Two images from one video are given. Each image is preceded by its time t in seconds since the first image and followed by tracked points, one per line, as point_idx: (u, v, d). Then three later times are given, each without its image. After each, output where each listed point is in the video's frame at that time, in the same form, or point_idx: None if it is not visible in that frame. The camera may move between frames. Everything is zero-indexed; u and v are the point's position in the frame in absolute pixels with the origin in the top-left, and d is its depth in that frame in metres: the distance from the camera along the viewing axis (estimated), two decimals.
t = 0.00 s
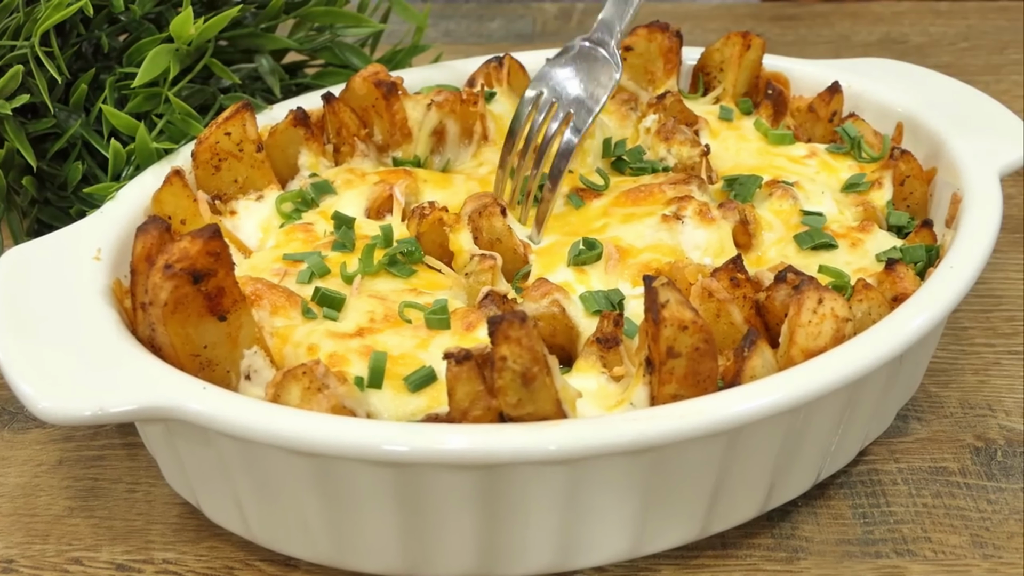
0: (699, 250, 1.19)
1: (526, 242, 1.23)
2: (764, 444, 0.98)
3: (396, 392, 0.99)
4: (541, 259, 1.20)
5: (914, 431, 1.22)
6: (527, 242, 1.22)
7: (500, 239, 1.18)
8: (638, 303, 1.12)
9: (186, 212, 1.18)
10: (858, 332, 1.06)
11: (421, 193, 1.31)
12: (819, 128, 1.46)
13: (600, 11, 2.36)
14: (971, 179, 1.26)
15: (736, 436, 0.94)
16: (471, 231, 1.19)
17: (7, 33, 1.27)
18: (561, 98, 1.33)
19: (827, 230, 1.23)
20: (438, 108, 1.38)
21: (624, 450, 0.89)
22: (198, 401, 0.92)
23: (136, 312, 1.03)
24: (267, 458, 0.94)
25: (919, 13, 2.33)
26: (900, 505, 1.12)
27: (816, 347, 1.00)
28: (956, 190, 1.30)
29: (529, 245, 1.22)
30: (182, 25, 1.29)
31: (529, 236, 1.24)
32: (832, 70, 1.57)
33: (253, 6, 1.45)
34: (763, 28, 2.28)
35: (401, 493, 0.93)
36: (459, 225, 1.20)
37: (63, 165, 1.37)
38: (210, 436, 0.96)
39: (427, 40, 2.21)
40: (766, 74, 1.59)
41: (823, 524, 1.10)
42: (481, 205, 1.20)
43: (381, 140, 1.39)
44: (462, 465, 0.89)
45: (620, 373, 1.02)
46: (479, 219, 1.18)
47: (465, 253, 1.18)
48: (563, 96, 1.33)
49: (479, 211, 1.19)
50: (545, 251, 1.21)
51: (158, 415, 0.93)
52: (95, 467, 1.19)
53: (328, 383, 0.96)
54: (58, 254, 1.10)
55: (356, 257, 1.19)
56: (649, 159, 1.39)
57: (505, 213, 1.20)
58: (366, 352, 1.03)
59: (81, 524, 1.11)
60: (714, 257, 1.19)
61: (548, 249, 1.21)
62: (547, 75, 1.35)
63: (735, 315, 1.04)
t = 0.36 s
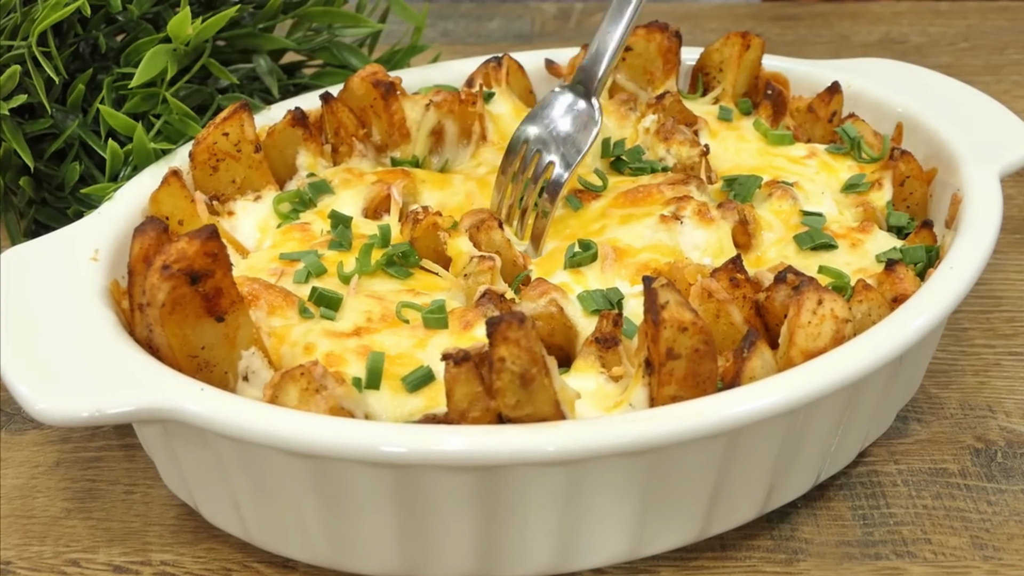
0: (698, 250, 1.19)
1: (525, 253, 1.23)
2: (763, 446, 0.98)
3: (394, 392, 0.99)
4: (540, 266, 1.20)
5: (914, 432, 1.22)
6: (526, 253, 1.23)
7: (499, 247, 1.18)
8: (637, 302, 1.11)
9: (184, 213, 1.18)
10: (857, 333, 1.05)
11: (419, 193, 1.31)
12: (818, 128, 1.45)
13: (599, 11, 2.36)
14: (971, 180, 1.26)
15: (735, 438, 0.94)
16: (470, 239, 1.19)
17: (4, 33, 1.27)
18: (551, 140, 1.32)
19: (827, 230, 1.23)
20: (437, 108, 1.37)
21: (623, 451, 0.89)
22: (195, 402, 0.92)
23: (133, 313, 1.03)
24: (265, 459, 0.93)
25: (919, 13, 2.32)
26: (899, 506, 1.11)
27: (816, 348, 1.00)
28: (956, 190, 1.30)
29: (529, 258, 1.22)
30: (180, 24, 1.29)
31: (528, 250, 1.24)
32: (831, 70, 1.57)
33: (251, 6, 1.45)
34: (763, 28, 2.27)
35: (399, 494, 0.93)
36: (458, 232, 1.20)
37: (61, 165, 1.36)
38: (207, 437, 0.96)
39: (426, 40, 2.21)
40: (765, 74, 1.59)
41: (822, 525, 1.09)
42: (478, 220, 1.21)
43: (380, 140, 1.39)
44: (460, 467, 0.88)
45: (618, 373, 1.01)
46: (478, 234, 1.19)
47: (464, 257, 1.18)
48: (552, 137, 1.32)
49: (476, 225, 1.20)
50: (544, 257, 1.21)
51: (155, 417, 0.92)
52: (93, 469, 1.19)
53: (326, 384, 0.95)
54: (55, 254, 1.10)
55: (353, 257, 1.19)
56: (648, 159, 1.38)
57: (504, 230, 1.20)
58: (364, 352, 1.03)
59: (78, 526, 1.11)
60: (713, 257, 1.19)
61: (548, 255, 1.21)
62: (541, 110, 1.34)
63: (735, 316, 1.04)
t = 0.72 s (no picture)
0: (698, 250, 1.19)
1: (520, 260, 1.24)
2: (762, 447, 0.97)
3: (392, 393, 0.99)
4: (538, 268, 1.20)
5: (914, 434, 1.22)
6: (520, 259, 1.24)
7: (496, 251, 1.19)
8: (636, 301, 1.11)
9: (181, 214, 1.18)
10: (857, 334, 1.05)
11: (416, 194, 1.31)
12: (817, 129, 1.45)
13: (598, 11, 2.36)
14: (971, 181, 1.25)
15: (734, 439, 0.94)
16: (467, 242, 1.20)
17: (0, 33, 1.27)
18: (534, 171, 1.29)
19: (826, 231, 1.22)
20: (435, 108, 1.37)
21: (621, 452, 0.88)
22: (192, 403, 0.91)
23: (131, 313, 1.03)
24: (262, 460, 0.93)
25: (919, 13, 2.32)
26: (899, 508, 1.11)
27: (815, 348, 1.00)
28: (956, 191, 1.29)
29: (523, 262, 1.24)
30: (177, 25, 1.28)
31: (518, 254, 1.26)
32: (829, 70, 1.57)
33: (249, 5, 1.44)
34: (762, 28, 2.27)
35: (397, 496, 0.93)
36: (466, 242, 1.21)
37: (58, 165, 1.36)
38: (204, 438, 0.95)
39: (424, 40, 2.21)
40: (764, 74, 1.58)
41: (821, 527, 1.09)
42: (474, 231, 1.22)
43: (378, 140, 1.39)
44: (458, 468, 0.88)
45: (617, 374, 1.01)
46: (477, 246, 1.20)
47: (462, 260, 1.19)
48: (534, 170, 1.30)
49: (474, 237, 1.21)
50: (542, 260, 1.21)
51: (153, 418, 0.92)
52: (90, 470, 1.18)
53: (324, 385, 0.95)
54: (52, 255, 1.09)
55: (350, 256, 1.19)
56: (647, 159, 1.38)
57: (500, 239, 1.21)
58: (361, 352, 1.02)
59: (75, 528, 1.11)
60: (712, 258, 1.19)
61: (547, 258, 1.21)
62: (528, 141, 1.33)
63: (733, 316, 1.04)
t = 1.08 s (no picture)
0: (698, 250, 1.18)
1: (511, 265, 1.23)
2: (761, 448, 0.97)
3: (390, 394, 0.98)
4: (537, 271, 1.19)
5: (913, 435, 1.21)
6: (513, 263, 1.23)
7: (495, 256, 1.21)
8: (634, 303, 1.11)
9: (179, 214, 1.17)
10: (857, 335, 1.05)
11: (413, 194, 1.30)
12: (817, 129, 1.45)
13: (597, 11, 2.35)
14: (971, 181, 1.25)
15: (733, 440, 0.93)
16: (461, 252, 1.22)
17: None
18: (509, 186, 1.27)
19: (826, 231, 1.22)
20: (433, 107, 1.37)
21: (620, 453, 0.88)
22: (190, 404, 0.91)
23: (128, 314, 1.02)
24: (260, 461, 0.93)
25: (919, 13, 2.32)
26: (899, 509, 1.11)
27: (815, 350, 0.99)
28: (955, 190, 1.29)
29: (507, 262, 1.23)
30: (174, 24, 1.28)
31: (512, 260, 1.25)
32: (828, 70, 1.56)
33: (246, 5, 1.43)
34: (761, 28, 2.27)
35: (395, 497, 0.92)
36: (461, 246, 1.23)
37: (56, 166, 1.36)
38: (202, 440, 0.95)
39: (421, 40, 2.20)
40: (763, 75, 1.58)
41: (820, 528, 1.09)
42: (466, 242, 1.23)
43: (375, 140, 1.38)
44: (457, 469, 0.88)
45: (616, 375, 1.00)
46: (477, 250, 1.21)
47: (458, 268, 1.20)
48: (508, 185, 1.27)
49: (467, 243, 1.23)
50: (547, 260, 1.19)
51: (150, 419, 0.92)
52: (87, 471, 1.18)
53: (322, 386, 0.95)
54: (49, 255, 1.09)
55: (349, 257, 1.19)
56: (646, 159, 1.37)
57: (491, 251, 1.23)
58: (360, 353, 1.02)
59: (73, 529, 1.10)
60: (712, 258, 1.19)
61: (546, 258, 1.20)
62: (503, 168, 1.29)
63: (732, 317, 1.03)
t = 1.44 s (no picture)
0: (701, 250, 1.18)
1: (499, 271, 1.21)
2: (760, 449, 0.97)
3: (389, 395, 0.98)
4: (538, 269, 1.20)
5: (913, 436, 1.21)
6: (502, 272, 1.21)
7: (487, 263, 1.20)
8: (632, 306, 1.11)
9: (176, 215, 1.17)
10: (856, 336, 1.04)
11: (412, 198, 1.30)
12: (817, 130, 1.44)
13: (595, 11, 2.35)
14: (971, 182, 1.24)
15: (732, 441, 0.93)
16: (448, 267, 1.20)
17: None
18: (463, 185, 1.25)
19: (826, 232, 1.22)
20: (431, 108, 1.37)
21: (618, 455, 0.88)
22: (188, 406, 0.91)
23: (125, 316, 1.02)
24: (257, 462, 0.93)
25: (919, 13, 2.31)
26: (898, 510, 1.11)
27: (814, 351, 0.99)
28: (955, 191, 1.29)
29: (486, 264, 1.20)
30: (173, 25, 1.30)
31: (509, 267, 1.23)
32: (829, 71, 1.56)
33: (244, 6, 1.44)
34: (760, 28, 2.26)
35: (393, 498, 0.92)
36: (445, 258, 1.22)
37: (53, 166, 1.35)
38: (200, 441, 0.95)
39: (419, 41, 2.20)
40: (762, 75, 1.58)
41: (820, 530, 1.09)
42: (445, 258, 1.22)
43: (374, 141, 1.38)
44: (455, 471, 0.87)
45: (614, 377, 1.00)
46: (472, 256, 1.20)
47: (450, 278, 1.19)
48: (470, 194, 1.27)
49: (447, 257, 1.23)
50: (549, 256, 1.20)
51: (147, 421, 0.91)
52: (84, 473, 1.18)
53: (320, 387, 0.94)
54: (47, 256, 1.08)
55: (349, 258, 1.18)
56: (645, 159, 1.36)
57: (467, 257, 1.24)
58: (359, 355, 1.02)
59: (70, 530, 1.10)
60: (716, 257, 1.18)
61: (547, 255, 1.21)
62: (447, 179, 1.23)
63: (731, 319, 1.03)
